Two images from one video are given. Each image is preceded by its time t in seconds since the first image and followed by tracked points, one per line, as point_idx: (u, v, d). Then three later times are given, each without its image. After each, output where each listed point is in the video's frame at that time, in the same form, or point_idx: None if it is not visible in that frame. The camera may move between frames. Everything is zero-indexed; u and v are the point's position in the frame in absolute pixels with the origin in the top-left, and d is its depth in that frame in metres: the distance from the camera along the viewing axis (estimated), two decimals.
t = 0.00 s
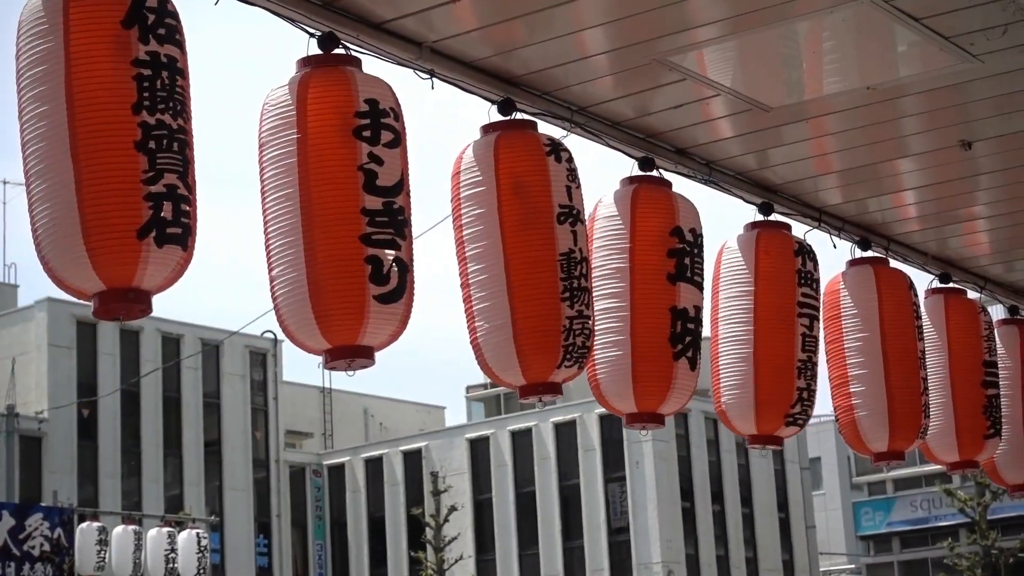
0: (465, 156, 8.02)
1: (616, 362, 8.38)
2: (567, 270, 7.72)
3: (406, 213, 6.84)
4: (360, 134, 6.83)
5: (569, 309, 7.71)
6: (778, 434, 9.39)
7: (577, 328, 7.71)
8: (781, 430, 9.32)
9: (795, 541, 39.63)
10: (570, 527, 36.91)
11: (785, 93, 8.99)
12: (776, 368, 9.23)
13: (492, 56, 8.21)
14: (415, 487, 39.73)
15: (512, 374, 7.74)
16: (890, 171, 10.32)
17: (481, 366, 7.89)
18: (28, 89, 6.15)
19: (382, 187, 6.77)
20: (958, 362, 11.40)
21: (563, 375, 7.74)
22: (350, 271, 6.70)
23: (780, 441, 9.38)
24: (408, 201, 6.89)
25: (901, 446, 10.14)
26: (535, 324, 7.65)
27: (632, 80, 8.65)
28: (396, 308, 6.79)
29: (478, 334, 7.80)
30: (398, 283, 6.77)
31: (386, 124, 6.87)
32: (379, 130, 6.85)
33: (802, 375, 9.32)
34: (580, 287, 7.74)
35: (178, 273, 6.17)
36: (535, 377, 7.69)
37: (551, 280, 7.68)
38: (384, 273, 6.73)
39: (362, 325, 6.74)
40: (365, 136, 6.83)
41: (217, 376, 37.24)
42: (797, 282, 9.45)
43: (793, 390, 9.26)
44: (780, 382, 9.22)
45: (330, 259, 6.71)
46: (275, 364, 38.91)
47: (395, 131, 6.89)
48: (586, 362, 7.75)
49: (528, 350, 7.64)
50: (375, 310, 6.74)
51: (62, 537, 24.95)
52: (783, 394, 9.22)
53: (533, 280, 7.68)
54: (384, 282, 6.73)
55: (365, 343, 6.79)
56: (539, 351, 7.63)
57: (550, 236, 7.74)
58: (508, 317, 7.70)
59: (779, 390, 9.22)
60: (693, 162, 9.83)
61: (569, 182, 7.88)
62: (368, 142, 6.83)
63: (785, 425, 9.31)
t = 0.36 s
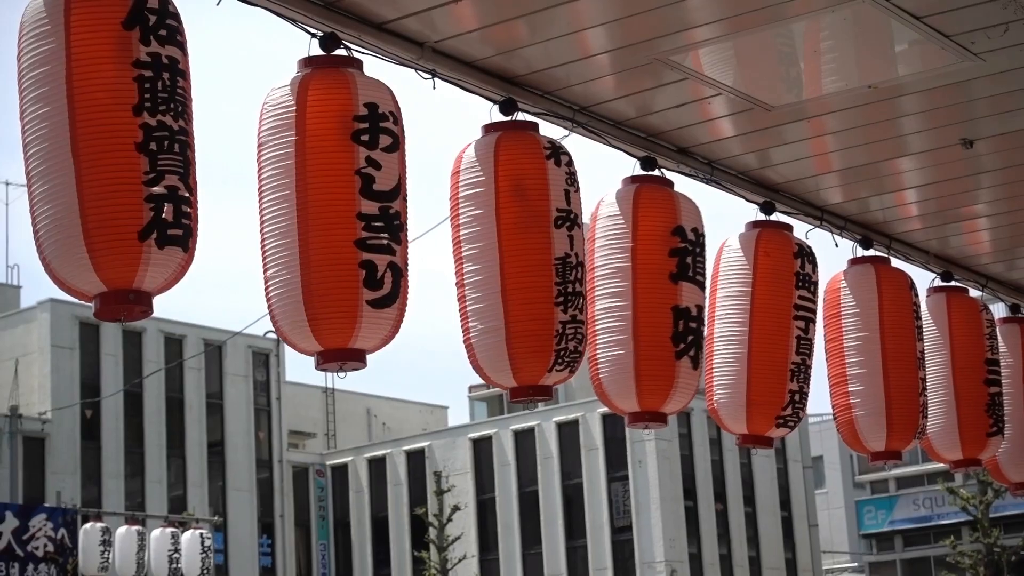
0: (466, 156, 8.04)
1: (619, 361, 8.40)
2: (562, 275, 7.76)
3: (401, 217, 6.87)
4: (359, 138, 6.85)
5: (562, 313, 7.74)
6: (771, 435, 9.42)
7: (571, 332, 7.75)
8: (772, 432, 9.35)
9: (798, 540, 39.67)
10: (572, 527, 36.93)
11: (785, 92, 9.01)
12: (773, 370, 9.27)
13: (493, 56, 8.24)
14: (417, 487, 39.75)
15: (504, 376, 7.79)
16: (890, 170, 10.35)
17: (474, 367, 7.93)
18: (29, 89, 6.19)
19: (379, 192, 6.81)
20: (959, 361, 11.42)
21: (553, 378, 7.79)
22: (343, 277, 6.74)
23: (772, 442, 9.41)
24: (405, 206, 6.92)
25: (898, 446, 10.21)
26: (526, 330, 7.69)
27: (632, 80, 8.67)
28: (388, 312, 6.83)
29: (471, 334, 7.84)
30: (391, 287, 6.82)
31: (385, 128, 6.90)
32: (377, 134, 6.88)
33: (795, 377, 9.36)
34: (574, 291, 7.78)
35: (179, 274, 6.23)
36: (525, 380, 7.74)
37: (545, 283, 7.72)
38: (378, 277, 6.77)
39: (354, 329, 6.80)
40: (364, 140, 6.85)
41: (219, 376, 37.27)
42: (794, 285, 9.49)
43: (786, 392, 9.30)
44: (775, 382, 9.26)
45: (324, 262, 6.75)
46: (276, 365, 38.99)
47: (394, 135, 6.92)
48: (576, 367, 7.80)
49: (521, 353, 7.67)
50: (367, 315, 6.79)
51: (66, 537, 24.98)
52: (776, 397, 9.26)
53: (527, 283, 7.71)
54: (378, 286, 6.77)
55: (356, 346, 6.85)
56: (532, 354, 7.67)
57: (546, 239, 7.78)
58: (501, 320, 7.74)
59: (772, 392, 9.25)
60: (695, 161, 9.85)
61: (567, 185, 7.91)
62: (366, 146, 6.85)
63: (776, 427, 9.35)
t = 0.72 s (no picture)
0: (470, 151, 8.01)
1: (634, 355, 8.35)
2: (563, 272, 7.72)
3: (405, 215, 6.84)
4: (363, 133, 6.83)
5: (562, 311, 7.72)
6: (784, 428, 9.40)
7: (569, 330, 7.73)
8: (786, 426, 9.34)
9: (802, 536, 39.69)
10: (576, 523, 36.91)
11: (792, 88, 8.97)
12: (784, 364, 9.25)
13: (498, 51, 8.20)
14: (420, 483, 39.75)
15: (503, 373, 7.74)
16: (896, 166, 10.30)
17: (474, 365, 7.88)
18: (27, 85, 6.18)
19: (382, 187, 6.78)
20: (964, 357, 11.38)
21: (551, 376, 7.76)
22: (346, 272, 6.70)
23: (785, 436, 9.42)
24: (408, 201, 6.90)
25: (903, 443, 10.14)
26: (526, 328, 7.66)
27: (638, 75, 8.63)
28: (390, 308, 6.79)
29: (470, 330, 7.78)
30: (394, 283, 6.78)
31: (389, 124, 6.87)
32: (381, 130, 6.85)
33: (806, 371, 9.34)
34: (574, 289, 7.75)
35: (171, 275, 6.21)
36: (523, 377, 7.70)
37: (547, 280, 7.69)
38: (381, 273, 6.73)
39: (357, 325, 6.74)
40: (368, 135, 6.83)
41: (223, 371, 37.30)
42: (802, 278, 9.47)
43: (797, 386, 9.28)
44: (785, 376, 9.24)
45: (326, 257, 6.71)
46: (281, 360, 38.97)
47: (397, 130, 6.89)
48: (576, 364, 7.77)
49: (522, 350, 7.64)
50: (370, 310, 6.74)
51: (69, 532, 24.99)
52: (787, 389, 9.23)
53: (533, 278, 7.68)
54: (381, 282, 6.73)
55: (359, 342, 6.80)
56: (531, 350, 7.64)
57: (549, 234, 7.75)
58: (501, 317, 7.70)
59: (782, 386, 9.22)
60: (699, 157, 9.81)
61: (570, 183, 7.88)
62: (370, 141, 6.83)
63: (789, 420, 9.33)
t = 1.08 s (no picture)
0: (474, 146, 8.01)
1: (650, 347, 8.37)
2: (570, 266, 7.74)
3: (414, 205, 6.84)
4: (370, 125, 6.83)
5: (571, 304, 7.73)
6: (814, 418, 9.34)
7: (578, 323, 7.74)
8: (814, 415, 9.27)
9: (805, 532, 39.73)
10: (580, 519, 36.92)
11: (797, 82, 8.97)
12: (806, 352, 9.21)
13: (501, 46, 8.20)
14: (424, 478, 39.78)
15: (512, 367, 7.76)
16: (900, 160, 10.29)
17: (483, 359, 7.90)
18: (26, 82, 6.18)
19: (391, 179, 6.79)
20: (969, 351, 11.38)
21: (561, 369, 7.77)
22: (358, 265, 6.70)
23: (814, 426, 9.37)
24: (417, 192, 6.90)
25: (911, 436, 10.18)
26: (535, 321, 7.67)
27: (642, 70, 8.63)
28: (404, 298, 6.78)
29: (479, 325, 7.79)
30: (406, 275, 6.78)
31: (396, 116, 6.88)
32: (388, 122, 6.85)
33: (829, 356, 9.29)
34: (582, 282, 7.76)
35: (162, 275, 6.22)
36: (533, 371, 7.71)
37: (555, 274, 7.70)
38: (393, 264, 6.73)
39: (371, 317, 6.73)
40: (374, 128, 6.82)
41: (226, 367, 37.34)
42: (815, 265, 9.46)
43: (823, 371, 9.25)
44: (807, 363, 9.19)
45: (337, 249, 6.72)
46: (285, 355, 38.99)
47: (404, 122, 6.90)
48: (586, 358, 7.78)
49: (531, 345, 7.66)
50: (383, 302, 6.73)
51: (74, 528, 25.04)
52: (811, 376, 9.19)
53: (543, 271, 7.68)
54: (393, 273, 6.73)
55: (373, 334, 6.79)
56: (541, 344, 7.66)
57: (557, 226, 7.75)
58: (510, 311, 7.70)
59: (805, 373, 9.18)
60: (703, 152, 9.81)
61: (576, 176, 7.88)
62: (377, 134, 6.83)
63: (818, 407, 9.25)
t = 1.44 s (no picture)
0: (480, 142, 8.00)
1: (654, 343, 8.36)
2: (581, 256, 7.72)
3: (424, 194, 6.83)
4: (377, 116, 6.81)
5: (584, 294, 7.71)
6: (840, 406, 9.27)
7: (592, 313, 7.72)
8: (838, 403, 9.22)
9: (807, 530, 39.74)
10: (582, 515, 36.95)
11: (802, 79, 8.96)
12: (824, 343, 9.20)
13: (505, 42, 8.18)
14: (426, 474, 39.82)
15: (527, 360, 7.75)
16: (905, 157, 10.27)
17: (496, 352, 7.90)
18: (28, 74, 6.15)
19: (400, 168, 6.78)
20: (973, 349, 11.35)
21: (577, 361, 7.75)
22: (372, 255, 6.70)
23: (841, 414, 9.25)
24: (426, 182, 6.89)
25: (919, 433, 10.19)
26: (549, 313, 7.66)
27: (648, 66, 8.61)
28: (418, 287, 6.77)
29: (492, 320, 7.79)
30: (419, 265, 6.77)
31: (403, 106, 6.87)
32: (396, 112, 6.84)
33: (848, 342, 9.30)
34: (594, 272, 7.74)
35: (162, 271, 6.22)
36: (549, 363, 7.70)
37: (566, 265, 7.68)
38: (405, 254, 6.72)
39: (385, 306, 6.72)
40: (382, 118, 6.81)
41: (229, 362, 37.35)
42: (825, 254, 9.43)
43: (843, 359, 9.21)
44: (826, 354, 9.18)
45: (351, 241, 6.71)
46: (288, 351, 39.07)
47: (411, 113, 6.89)
48: (600, 348, 7.76)
49: (544, 336, 7.65)
50: (397, 291, 6.72)
51: (75, 522, 25.05)
52: (833, 364, 9.17)
53: (551, 264, 7.67)
54: (406, 263, 6.72)
55: (388, 325, 6.79)
56: (553, 337, 7.65)
57: (567, 220, 7.73)
58: (523, 304, 7.69)
59: (828, 361, 9.17)
60: (707, 148, 9.78)
61: (583, 167, 7.88)
62: (384, 124, 6.81)
63: (842, 396, 9.21)
